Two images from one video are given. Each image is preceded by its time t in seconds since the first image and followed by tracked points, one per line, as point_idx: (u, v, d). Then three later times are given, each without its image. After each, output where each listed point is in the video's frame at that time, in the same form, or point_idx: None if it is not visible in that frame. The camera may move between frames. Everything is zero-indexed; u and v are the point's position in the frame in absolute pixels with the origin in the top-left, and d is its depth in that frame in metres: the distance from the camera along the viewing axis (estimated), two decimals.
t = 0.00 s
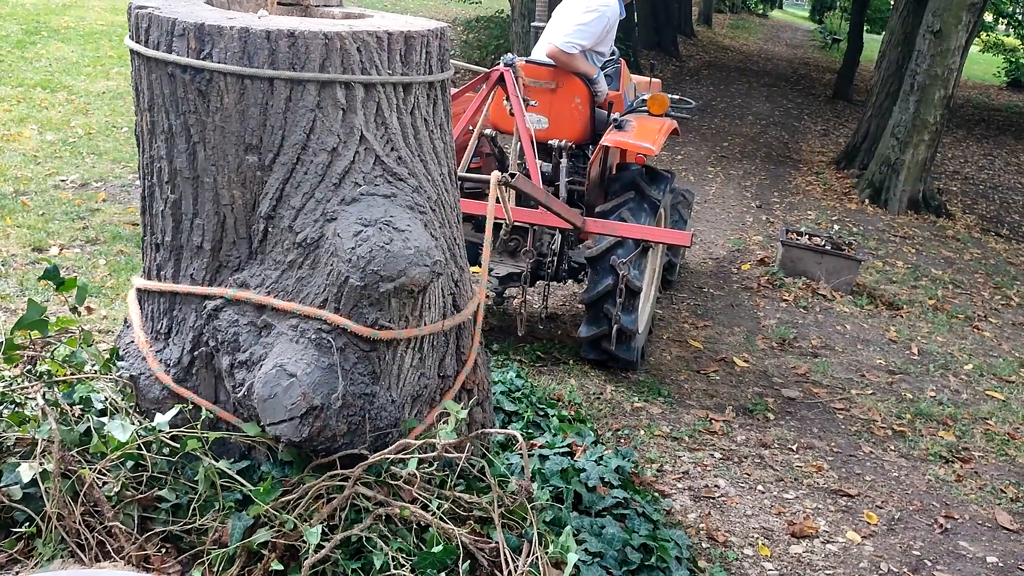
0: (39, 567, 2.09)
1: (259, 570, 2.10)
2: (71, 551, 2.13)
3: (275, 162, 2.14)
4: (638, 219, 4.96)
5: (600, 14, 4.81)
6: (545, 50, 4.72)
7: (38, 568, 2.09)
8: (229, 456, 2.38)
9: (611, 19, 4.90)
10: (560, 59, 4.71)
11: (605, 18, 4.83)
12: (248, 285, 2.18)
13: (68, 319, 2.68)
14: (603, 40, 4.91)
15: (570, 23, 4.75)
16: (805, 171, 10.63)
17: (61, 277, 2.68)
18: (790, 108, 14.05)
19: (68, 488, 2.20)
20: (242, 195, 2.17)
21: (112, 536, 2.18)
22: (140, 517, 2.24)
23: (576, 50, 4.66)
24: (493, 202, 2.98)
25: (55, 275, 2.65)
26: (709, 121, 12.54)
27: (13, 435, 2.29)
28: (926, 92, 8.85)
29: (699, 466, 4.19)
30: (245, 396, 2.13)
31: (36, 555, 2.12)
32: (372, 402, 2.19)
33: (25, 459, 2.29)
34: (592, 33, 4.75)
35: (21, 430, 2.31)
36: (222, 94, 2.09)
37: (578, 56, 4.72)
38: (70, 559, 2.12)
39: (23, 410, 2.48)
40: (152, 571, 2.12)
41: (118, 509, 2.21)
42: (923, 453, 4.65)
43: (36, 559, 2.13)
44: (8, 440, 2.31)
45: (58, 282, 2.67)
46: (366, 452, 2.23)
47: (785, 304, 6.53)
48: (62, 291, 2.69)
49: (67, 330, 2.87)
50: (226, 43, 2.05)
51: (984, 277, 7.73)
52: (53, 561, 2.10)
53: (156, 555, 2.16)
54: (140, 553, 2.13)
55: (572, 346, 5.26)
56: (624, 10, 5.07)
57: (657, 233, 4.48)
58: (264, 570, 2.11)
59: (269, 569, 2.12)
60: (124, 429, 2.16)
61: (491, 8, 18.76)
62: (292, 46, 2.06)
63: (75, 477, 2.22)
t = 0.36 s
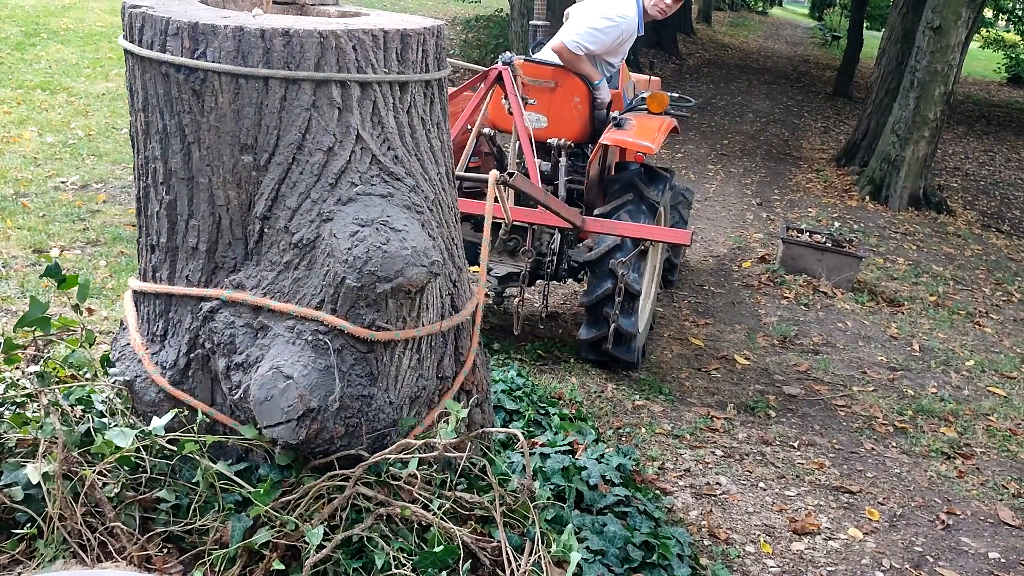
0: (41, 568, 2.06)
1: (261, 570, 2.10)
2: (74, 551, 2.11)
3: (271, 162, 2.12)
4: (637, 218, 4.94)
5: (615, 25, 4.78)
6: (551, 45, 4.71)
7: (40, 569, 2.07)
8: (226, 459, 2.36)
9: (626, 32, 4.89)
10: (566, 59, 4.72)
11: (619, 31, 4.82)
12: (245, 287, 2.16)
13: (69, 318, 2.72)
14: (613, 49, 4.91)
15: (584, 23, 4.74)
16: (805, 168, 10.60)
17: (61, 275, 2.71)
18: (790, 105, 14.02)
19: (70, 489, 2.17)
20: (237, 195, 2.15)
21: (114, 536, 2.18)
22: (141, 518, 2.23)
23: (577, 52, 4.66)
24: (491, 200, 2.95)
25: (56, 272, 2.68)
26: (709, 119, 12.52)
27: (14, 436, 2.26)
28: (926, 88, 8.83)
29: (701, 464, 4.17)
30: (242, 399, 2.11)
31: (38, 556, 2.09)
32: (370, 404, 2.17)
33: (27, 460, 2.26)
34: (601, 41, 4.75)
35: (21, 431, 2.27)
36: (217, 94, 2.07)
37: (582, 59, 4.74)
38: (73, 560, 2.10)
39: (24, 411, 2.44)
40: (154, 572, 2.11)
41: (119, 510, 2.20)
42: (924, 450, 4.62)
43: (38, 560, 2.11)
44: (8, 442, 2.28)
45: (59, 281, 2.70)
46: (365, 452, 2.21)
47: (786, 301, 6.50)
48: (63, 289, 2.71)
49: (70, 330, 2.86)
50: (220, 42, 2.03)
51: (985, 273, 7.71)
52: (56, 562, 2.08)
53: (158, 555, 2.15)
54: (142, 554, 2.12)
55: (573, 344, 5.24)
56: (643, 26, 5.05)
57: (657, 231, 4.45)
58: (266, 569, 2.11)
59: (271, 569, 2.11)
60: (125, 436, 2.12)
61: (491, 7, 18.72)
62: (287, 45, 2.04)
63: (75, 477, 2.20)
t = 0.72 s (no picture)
0: (47, 571, 2.06)
1: (266, 572, 2.10)
2: (80, 553, 2.11)
3: (269, 164, 2.10)
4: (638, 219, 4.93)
5: (618, 28, 4.77)
6: (552, 45, 4.72)
7: (46, 572, 2.06)
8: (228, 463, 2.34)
9: (629, 36, 4.88)
10: (569, 60, 4.72)
11: (622, 34, 4.81)
12: (243, 290, 2.15)
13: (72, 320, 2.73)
14: (615, 52, 4.90)
15: (587, 25, 4.73)
16: (807, 166, 10.58)
17: (63, 277, 2.70)
18: (792, 103, 13.99)
19: (75, 491, 2.17)
20: (235, 198, 2.14)
21: (119, 539, 2.17)
22: (146, 520, 2.22)
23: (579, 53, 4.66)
24: (490, 201, 2.93)
25: (58, 274, 2.68)
26: (711, 118, 12.49)
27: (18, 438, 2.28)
28: (927, 86, 8.81)
29: (705, 463, 4.15)
30: (241, 403, 2.10)
31: (44, 559, 2.09)
32: (370, 407, 2.16)
33: (31, 462, 2.27)
34: (603, 44, 4.75)
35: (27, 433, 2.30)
36: (214, 96, 2.06)
37: (584, 60, 4.74)
38: (78, 563, 2.10)
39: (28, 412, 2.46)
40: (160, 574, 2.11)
41: (124, 512, 2.20)
42: (928, 448, 4.60)
43: (44, 563, 2.10)
44: (13, 443, 2.29)
45: (60, 282, 2.70)
46: (366, 454, 2.19)
47: (788, 300, 6.48)
48: (64, 290, 2.70)
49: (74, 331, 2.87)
50: (216, 43, 2.02)
51: (988, 270, 7.68)
52: (61, 565, 2.08)
53: (163, 557, 2.15)
54: (147, 556, 2.12)
55: (576, 344, 5.23)
56: (646, 29, 5.04)
57: (658, 231, 4.44)
58: (271, 571, 2.10)
59: (276, 571, 2.11)
60: (122, 440, 2.11)
61: (491, 7, 18.69)
62: (284, 46, 2.02)
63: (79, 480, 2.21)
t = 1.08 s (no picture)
0: (47, 571, 2.06)
1: (265, 571, 2.09)
2: (80, 553, 2.11)
3: (260, 163, 2.09)
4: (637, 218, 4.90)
5: (615, 25, 4.76)
6: (550, 44, 4.71)
7: (46, 572, 2.06)
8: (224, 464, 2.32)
9: (626, 32, 4.87)
10: (565, 58, 4.71)
11: (618, 31, 4.80)
12: (235, 290, 2.13)
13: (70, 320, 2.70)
14: (612, 49, 4.89)
15: (583, 22, 4.72)
16: (807, 163, 10.56)
17: (62, 276, 2.69)
18: (792, 100, 13.97)
19: (73, 491, 2.17)
20: (226, 197, 2.13)
21: (119, 538, 2.17)
22: (146, 520, 2.21)
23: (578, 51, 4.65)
24: (486, 200, 2.91)
25: (56, 273, 2.66)
26: (710, 115, 12.48)
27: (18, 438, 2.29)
28: (927, 82, 8.79)
29: (705, 460, 4.14)
30: (233, 403, 2.08)
31: (44, 559, 2.08)
32: (363, 407, 2.14)
33: (31, 462, 2.27)
34: (601, 41, 4.74)
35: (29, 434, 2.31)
36: (204, 95, 2.04)
37: (581, 58, 4.73)
38: (79, 563, 2.10)
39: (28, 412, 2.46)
40: (160, 574, 2.10)
41: (124, 512, 2.19)
42: (928, 444, 4.59)
43: (44, 563, 2.10)
44: (13, 444, 2.30)
45: (58, 281, 2.69)
46: (361, 455, 2.18)
47: (789, 297, 6.47)
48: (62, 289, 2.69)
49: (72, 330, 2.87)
50: (206, 42, 2.00)
51: (988, 266, 7.66)
52: (62, 565, 2.07)
53: (163, 557, 2.14)
54: (147, 555, 2.11)
55: (576, 342, 5.22)
56: (642, 24, 5.03)
57: (657, 229, 4.42)
58: (270, 570, 2.09)
59: (275, 570, 2.10)
60: (113, 443, 2.09)
61: (491, 6, 18.67)
62: (275, 44, 2.01)
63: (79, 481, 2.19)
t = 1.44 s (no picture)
0: (50, 571, 2.04)
1: (268, 570, 2.07)
2: (84, 552, 2.09)
3: (254, 162, 2.07)
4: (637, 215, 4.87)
5: (612, 20, 4.74)
6: (548, 41, 4.69)
7: (49, 571, 2.05)
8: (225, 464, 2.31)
9: (623, 27, 4.85)
10: (563, 55, 4.69)
11: (616, 26, 4.78)
12: (230, 290, 2.12)
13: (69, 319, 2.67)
14: (610, 45, 4.86)
15: (580, 19, 4.70)
16: (808, 159, 10.53)
17: (59, 276, 2.66)
18: (792, 97, 13.94)
19: (76, 492, 2.16)
20: (221, 196, 2.11)
21: (122, 538, 2.16)
22: (149, 519, 2.20)
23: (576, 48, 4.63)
24: (484, 198, 2.88)
25: (53, 273, 2.64)
26: (711, 112, 12.45)
27: (20, 439, 2.28)
28: (928, 78, 8.76)
29: (707, 457, 4.12)
30: (229, 404, 2.07)
31: (48, 558, 2.07)
32: (360, 407, 2.12)
33: (33, 461, 2.26)
34: (598, 37, 4.72)
35: (32, 435, 2.30)
36: (198, 93, 2.02)
37: (580, 55, 4.71)
38: (82, 562, 2.08)
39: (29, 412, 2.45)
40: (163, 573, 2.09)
41: (127, 512, 2.18)
42: (930, 439, 4.57)
43: (47, 563, 2.08)
44: (15, 445, 2.29)
45: (55, 280, 2.67)
46: (360, 454, 2.17)
47: (790, 293, 6.44)
48: (59, 289, 2.67)
49: (71, 330, 2.84)
50: (199, 39, 1.98)
51: (990, 261, 7.64)
52: (65, 565, 2.06)
53: (166, 556, 2.12)
54: (150, 554, 2.10)
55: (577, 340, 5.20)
56: (640, 19, 5.01)
57: (656, 227, 4.40)
58: (273, 568, 2.08)
59: (278, 569, 2.08)
60: (109, 445, 2.07)
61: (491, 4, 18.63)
62: (268, 41, 1.98)
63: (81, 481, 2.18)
